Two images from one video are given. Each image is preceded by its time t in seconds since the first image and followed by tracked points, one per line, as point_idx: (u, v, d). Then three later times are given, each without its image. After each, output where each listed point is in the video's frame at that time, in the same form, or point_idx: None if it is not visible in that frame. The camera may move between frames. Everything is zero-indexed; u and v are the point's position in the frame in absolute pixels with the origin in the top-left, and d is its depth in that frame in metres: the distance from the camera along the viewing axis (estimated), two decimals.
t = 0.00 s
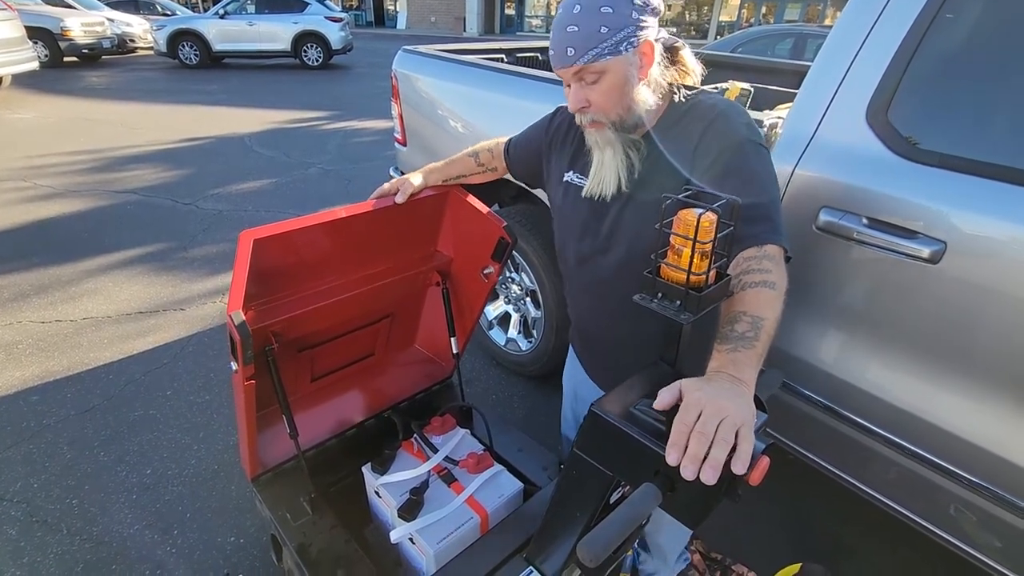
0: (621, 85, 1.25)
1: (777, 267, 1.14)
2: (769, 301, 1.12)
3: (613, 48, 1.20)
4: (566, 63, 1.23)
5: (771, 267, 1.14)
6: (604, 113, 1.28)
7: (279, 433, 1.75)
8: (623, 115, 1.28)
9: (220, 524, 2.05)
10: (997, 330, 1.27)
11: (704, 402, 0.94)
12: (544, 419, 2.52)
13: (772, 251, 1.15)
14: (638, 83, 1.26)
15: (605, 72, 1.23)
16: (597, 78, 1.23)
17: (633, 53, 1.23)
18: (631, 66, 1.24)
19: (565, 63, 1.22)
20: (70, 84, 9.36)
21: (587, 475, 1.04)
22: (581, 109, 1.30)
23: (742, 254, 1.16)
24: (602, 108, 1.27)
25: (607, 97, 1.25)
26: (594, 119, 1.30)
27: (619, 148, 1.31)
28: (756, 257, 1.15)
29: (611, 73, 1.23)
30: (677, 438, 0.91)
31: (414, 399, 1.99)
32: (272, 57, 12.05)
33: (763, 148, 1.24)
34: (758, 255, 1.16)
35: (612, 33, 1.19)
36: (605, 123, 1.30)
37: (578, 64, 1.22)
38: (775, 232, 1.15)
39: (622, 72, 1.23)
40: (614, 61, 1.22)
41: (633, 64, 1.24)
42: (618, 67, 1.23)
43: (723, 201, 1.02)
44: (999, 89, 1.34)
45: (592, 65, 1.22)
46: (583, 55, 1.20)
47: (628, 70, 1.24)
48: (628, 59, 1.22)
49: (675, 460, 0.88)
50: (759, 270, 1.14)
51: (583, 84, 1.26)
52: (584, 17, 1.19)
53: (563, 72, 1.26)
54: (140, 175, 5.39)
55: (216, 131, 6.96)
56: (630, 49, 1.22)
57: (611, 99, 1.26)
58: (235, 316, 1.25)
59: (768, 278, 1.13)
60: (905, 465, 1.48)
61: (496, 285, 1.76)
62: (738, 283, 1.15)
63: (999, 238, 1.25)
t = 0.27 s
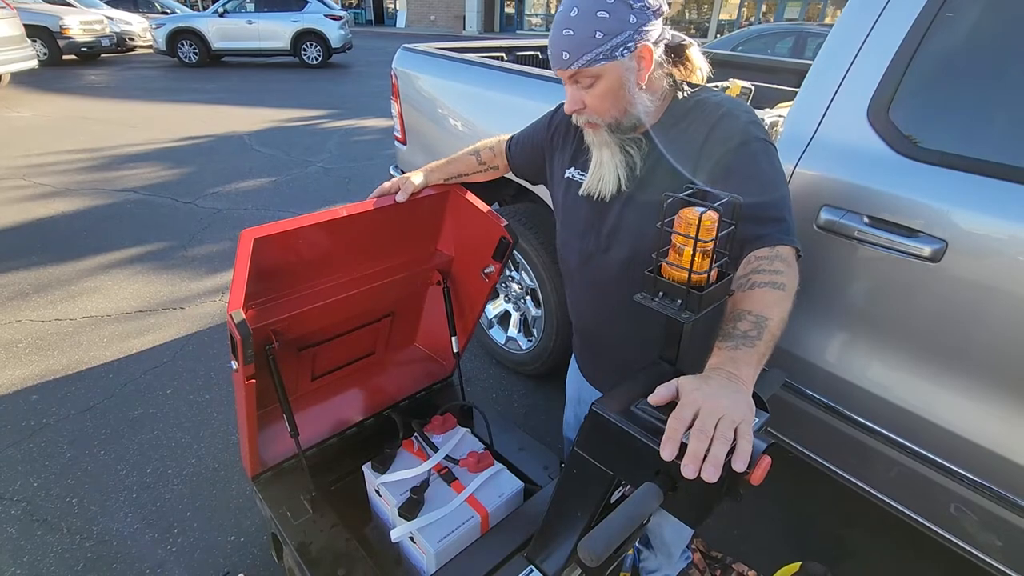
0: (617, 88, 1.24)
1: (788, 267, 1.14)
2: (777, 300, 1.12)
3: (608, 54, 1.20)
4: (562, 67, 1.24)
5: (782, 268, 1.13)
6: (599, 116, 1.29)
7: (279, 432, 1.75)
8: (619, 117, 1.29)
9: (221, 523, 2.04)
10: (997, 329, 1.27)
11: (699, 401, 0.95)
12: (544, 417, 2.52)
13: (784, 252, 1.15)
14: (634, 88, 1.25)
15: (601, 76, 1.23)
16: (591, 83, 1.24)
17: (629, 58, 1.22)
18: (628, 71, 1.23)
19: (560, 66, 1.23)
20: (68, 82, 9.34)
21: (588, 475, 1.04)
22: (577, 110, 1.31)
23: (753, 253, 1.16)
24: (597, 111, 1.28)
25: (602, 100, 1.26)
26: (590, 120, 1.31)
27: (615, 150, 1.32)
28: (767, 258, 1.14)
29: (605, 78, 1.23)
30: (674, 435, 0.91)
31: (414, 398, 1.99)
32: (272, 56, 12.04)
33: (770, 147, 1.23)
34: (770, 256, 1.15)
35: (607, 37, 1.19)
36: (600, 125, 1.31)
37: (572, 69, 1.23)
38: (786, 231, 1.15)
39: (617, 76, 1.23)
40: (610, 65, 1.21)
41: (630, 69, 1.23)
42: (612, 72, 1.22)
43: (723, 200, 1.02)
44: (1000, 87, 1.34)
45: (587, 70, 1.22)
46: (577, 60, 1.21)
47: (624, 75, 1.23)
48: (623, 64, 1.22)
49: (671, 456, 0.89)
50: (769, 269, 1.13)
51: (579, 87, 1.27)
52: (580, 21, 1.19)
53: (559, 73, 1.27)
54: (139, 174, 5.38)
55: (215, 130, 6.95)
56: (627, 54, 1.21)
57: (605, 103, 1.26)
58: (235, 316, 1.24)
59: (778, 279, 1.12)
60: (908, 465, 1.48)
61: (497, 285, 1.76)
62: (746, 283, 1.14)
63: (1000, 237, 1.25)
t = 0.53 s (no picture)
0: (613, 99, 1.23)
1: (800, 272, 1.14)
2: (785, 304, 1.11)
3: (602, 66, 1.18)
4: (556, 80, 1.23)
5: (794, 272, 1.13)
6: (596, 126, 1.28)
7: (278, 430, 1.74)
8: (616, 126, 1.28)
9: (220, 522, 2.04)
10: (997, 327, 1.27)
11: (698, 401, 0.94)
12: (543, 416, 2.52)
13: (797, 258, 1.14)
14: (630, 96, 1.24)
15: (595, 88, 1.22)
16: (586, 94, 1.23)
17: (624, 68, 1.20)
18: (623, 80, 1.22)
19: (554, 80, 1.22)
20: (66, 80, 9.32)
21: (588, 474, 1.04)
22: (574, 122, 1.31)
23: (765, 256, 1.15)
24: (593, 122, 1.27)
25: (598, 112, 1.25)
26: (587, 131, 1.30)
27: (615, 156, 1.31)
28: (779, 261, 1.14)
29: (600, 89, 1.22)
30: (673, 437, 0.90)
31: (413, 397, 1.99)
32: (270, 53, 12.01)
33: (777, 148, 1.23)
34: (781, 260, 1.15)
35: (600, 50, 1.17)
36: (598, 133, 1.31)
37: (566, 82, 1.22)
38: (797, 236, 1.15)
39: (613, 87, 1.22)
40: (604, 77, 1.20)
41: (625, 78, 1.22)
42: (607, 83, 1.21)
43: (724, 199, 1.02)
44: (1001, 84, 1.33)
45: (580, 83, 1.21)
46: (570, 74, 1.20)
47: (619, 84, 1.22)
48: (617, 74, 1.20)
49: (670, 459, 0.89)
50: (779, 272, 1.13)
51: (574, 98, 1.26)
52: (571, 35, 1.18)
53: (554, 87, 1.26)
54: (138, 172, 5.37)
55: (213, 128, 6.93)
56: (621, 64, 1.20)
57: (601, 113, 1.25)
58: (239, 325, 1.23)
59: (789, 283, 1.12)
60: (909, 464, 1.47)
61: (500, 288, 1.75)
62: (756, 286, 1.14)
63: (1000, 235, 1.24)
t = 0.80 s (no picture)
0: (613, 117, 1.21)
1: (815, 279, 1.15)
2: (797, 309, 1.12)
3: (599, 87, 1.15)
4: (553, 102, 1.20)
5: (808, 279, 1.14)
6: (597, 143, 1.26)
7: (277, 427, 1.74)
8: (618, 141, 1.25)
9: (217, 521, 2.04)
10: (995, 324, 1.27)
11: (695, 402, 0.94)
12: (541, 413, 2.52)
13: (817, 266, 1.16)
14: (631, 112, 1.21)
15: (594, 109, 1.19)
16: (585, 115, 1.21)
17: (622, 87, 1.17)
18: (623, 97, 1.19)
19: (552, 101, 1.20)
20: (62, 77, 9.28)
21: (586, 473, 1.03)
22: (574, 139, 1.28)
23: (780, 262, 1.17)
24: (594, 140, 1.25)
25: (599, 130, 1.24)
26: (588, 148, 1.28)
27: (619, 170, 1.29)
28: (793, 267, 1.16)
29: (599, 109, 1.19)
30: (670, 437, 0.90)
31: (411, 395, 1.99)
32: (267, 50, 11.97)
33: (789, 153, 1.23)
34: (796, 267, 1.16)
35: (597, 72, 1.14)
36: (601, 150, 1.29)
37: (563, 104, 1.19)
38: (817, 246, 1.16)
39: (612, 106, 1.19)
40: (602, 98, 1.17)
41: (624, 95, 1.19)
42: (605, 103, 1.18)
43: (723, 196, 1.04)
44: (1001, 81, 1.33)
45: (578, 104, 1.18)
46: (567, 97, 1.17)
47: (618, 103, 1.19)
48: (616, 93, 1.17)
49: (667, 460, 0.89)
50: (793, 278, 1.15)
51: (573, 118, 1.23)
52: (566, 58, 1.15)
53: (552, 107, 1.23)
54: (134, 169, 5.35)
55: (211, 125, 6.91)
56: (619, 83, 1.16)
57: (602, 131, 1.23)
58: (245, 341, 1.23)
59: (802, 289, 1.14)
60: (907, 462, 1.47)
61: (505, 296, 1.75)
62: (769, 289, 1.15)
63: (998, 232, 1.24)
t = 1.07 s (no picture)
0: (622, 133, 1.18)
1: (838, 289, 1.09)
2: (811, 317, 1.08)
3: (608, 104, 1.12)
4: (561, 115, 1.17)
5: (829, 289, 1.09)
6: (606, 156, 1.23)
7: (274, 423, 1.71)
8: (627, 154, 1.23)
9: (215, 519, 2.03)
10: (992, 321, 1.27)
11: (688, 398, 0.94)
12: (539, 411, 2.52)
13: (842, 275, 1.10)
14: (640, 127, 1.18)
15: (602, 125, 1.16)
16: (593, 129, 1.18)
17: (632, 105, 1.14)
18: (633, 114, 1.16)
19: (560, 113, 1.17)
20: (58, 74, 9.24)
21: (583, 470, 1.02)
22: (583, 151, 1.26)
23: (801, 270, 1.12)
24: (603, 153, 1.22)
25: (606, 145, 1.21)
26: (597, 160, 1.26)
27: (628, 182, 1.27)
28: (815, 275, 1.10)
29: (608, 125, 1.16)
30: (661, 432, 0.91)
31: (408, 392, 1.97)
32: (265, 48, 11.94)
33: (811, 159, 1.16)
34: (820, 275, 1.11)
35: (606, 90, 1.11)
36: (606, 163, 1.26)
37: (571, 118, 1.16)
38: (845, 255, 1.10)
39: (621, 122, 1.16)
40: (610, 115, 1.14)
41: (634, 112, 1.15)
42: (614, 119, 1.15)
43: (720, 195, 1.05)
44: (998, 78, 1.33)
45: (587, 119, 1.15)
46: (574, 112, 1.14)
47: (628, 118, 1.16)
48: (626, 110, 1.14)
49: (658, 455, 0.89)
50: (813, 286, 1.10)
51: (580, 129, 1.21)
52: (576, 73, 1.11)
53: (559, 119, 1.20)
54: (131, 167, 5.33)
55: (208, 122, 6.89)
56: (630, 102, 1.13)
57: (611, 145, 1.20)
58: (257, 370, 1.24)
59: (821, 298, 1.09)
60: (903, 459, 1.47)
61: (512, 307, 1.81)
62: (784, 295, 1.12)
63: (995, 229, 1.24)
